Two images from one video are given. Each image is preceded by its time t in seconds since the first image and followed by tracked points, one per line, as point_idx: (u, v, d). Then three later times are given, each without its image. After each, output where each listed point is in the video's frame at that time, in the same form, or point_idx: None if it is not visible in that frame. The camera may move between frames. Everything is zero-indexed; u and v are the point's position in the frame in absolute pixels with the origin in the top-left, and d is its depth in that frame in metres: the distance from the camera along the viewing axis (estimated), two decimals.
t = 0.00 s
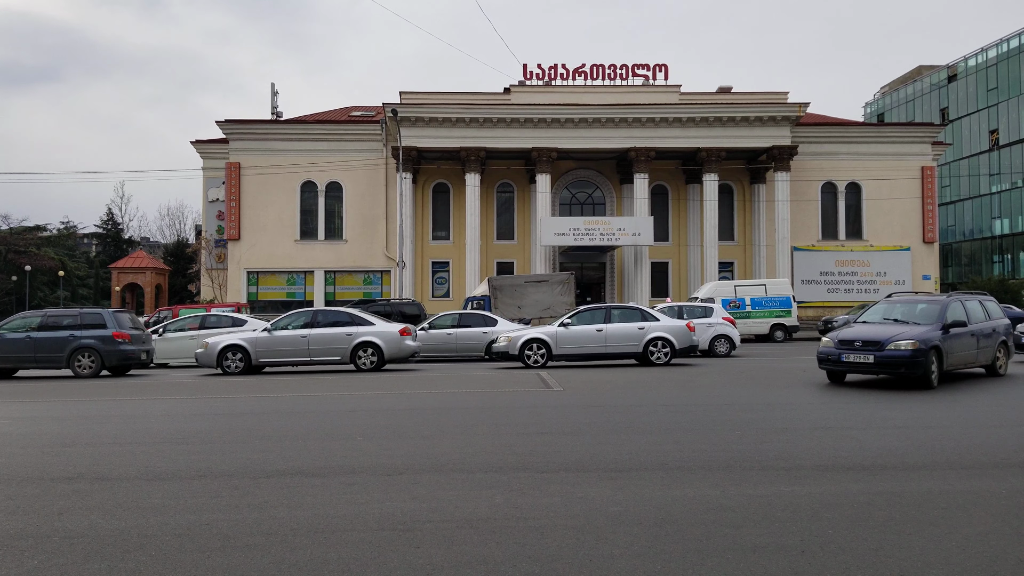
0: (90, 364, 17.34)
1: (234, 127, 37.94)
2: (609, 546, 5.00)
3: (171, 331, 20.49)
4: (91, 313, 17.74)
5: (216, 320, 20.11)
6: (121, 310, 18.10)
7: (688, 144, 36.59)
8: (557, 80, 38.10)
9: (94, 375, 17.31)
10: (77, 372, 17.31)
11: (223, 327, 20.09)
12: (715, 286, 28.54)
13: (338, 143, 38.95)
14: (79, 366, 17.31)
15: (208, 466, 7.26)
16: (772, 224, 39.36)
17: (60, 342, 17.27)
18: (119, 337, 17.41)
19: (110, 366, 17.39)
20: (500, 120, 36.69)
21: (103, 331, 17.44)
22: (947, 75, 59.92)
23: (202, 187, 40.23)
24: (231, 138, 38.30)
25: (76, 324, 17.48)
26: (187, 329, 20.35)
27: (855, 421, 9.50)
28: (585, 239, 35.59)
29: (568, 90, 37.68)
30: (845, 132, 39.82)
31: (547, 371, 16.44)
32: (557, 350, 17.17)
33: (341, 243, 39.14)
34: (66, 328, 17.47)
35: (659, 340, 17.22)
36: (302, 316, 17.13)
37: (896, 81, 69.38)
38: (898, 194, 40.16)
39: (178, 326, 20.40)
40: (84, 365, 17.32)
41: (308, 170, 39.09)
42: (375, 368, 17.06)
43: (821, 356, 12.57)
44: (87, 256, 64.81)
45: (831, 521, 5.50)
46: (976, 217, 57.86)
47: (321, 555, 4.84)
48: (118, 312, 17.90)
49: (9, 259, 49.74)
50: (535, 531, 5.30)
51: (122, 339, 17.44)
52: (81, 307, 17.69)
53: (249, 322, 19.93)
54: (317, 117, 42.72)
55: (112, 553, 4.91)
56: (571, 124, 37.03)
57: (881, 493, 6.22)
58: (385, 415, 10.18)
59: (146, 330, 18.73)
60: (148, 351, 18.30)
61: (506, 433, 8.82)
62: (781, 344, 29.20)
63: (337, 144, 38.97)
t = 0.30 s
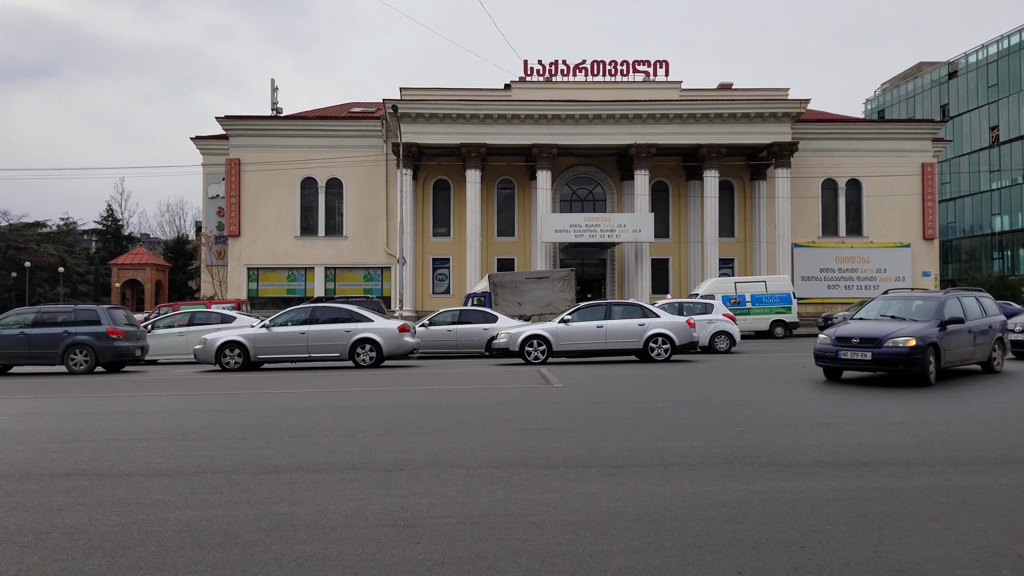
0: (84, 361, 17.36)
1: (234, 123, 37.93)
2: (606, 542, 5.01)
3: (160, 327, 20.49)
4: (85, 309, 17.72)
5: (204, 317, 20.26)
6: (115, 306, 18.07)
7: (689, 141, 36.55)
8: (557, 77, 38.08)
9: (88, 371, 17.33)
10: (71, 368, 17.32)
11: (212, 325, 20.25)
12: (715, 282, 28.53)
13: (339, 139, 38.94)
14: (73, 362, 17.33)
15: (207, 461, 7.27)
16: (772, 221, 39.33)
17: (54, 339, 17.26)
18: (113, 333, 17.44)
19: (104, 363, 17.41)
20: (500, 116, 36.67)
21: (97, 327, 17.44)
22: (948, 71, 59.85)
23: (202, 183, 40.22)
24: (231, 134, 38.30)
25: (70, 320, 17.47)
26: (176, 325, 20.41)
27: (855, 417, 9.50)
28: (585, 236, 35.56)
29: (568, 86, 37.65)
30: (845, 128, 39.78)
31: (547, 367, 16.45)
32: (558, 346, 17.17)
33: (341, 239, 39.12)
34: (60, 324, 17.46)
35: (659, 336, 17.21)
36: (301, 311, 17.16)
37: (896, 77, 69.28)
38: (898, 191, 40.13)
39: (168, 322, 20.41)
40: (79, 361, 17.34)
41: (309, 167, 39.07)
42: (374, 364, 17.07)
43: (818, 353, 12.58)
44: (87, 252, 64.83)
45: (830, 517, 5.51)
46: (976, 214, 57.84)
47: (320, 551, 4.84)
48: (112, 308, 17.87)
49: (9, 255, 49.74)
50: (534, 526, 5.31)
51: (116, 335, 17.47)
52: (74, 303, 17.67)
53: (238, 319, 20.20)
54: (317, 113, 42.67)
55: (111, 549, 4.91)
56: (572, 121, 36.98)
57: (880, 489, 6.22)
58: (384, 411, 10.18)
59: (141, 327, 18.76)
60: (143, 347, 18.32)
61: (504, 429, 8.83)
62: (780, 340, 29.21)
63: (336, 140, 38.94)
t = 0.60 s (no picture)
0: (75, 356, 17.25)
1: (235, 117, 37.89)
2: (608, 536, 5.01)
3: (146, 322, 20.54)
4: (77, 305, 17.71)
5: (190, 311, 20.47)
6: (107, 301, 18.10)
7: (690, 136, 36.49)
8: (558, 71, 38.04)
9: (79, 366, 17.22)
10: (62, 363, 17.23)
11: (198, 319, 20.45)
12: (716, 277, 28.57)
13: (339, 134, 38.90)
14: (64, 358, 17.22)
15: (207, 456, 7.27)
16: (772, 215, 39.33)
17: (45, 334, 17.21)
18: (104, 328, 17.35)
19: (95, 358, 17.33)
20: (501, 110, 36.61)
21: (88, 322, 17.39)
22: (948, 66, 59.75)
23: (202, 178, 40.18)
24: (231, 128, 38.25)
25: (61, 316, 17.44)
26: (162, 320, 20.49)
27: (855, 412, 9.50)
28: (585, 230, 35.56)
29: (569, 81, 37.60)
30: (846, 123, 39.72)
31: (547, 361, 16.46)
32: (558, 340, 17.20)
33: (342, 234, 39.12)
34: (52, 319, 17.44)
35: (660, 331, 17.22)
36: (298, 307, 17.14)
37: (897, 72, 69.14)
38: (899, 185, 40.09)
39: (154, 317, 20.46)
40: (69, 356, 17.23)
41: (309, 161, 39.03)
42: (372, 359, 17.07)
43: (815, 348, 12.58)
44: (87, 247, 64.81)
45: (831, 511, 5.52)
46: (977, 209, 57.81)
47: (321, 545, 4.85)
48: (103, 303, 17.89)
49: (9, 250, 49.70)
50: (536, 521, 5.32)
51: (107, 330, 17.38)
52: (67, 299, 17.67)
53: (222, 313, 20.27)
54: (317, 107, 42.59)
55: (113, 543, 4.92)
56: (572, 115, 36.93)
57: (882, 483, 6.23)
58: (383, 405, 10.20)
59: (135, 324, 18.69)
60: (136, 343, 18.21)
61: (505, 423, 8.84)
62: (781, 334, 29.23)
63: (337, 135, 38.91)
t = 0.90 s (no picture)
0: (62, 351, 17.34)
1: (236, 111, 37.84)
2: (608, 531, 5.03)
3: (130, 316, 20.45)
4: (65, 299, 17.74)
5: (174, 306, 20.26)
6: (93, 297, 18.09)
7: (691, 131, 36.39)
8: (559, 66, 37.94)
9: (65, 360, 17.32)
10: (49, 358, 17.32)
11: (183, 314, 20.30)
12: (716, 272, 28.55)
13: (341, 129, 38.85)
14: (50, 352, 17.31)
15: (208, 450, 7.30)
16: (774, 211, 39.29)
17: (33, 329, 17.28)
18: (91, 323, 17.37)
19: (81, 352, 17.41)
20: (502, 105, 36.56)
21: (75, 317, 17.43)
22: (951, 61, 59.52)
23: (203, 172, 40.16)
24: (232, 123, 38.20)
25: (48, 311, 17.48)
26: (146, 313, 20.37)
27: (854, 406, 9.49)
28: (587, 225, 35.52)
29: (570, 76, 37.50)
30: (848, 118, 39.64)
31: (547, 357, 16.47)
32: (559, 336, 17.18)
33: (343, 229, 39.12)
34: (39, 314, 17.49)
35: (661, 326, 17.19)
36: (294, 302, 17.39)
37: (899, 67, 68.87)
38: (900, 181, 40.01)
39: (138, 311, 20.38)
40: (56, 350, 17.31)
41: (310, 156, 38.99)
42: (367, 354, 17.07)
43: (814, 344, 12.53)
44: (88, 242, 64.86)
45: (831, 505, 5.52)
46: (979, 204, 57.69)
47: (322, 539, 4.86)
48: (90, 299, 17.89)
49: (10, 245, 49.68)
50: (535, 516, 5.33)
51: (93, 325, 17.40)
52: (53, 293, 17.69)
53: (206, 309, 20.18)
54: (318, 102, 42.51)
55: (113, 536, 4.95)
56: (574, 111, 36.86)
57: (882, 477, 6.24)
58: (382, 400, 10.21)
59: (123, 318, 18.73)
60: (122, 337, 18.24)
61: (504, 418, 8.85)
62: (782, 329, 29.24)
63: (338, 129, 38.87)
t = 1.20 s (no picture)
0: (36, 348, 17.42)
1: (234, 107, 37.77)
2: (605, 529, 5.03)
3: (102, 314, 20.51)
4: (38, 295, 17.75)
5: (145, 304, 20.39)
6: (69, 293, 18.05)
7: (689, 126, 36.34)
8: (557, 62, 37.90)
9: (39, 358, 17.41)
10: (22, 354, 17.38)
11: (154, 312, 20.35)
12: (714, 268, 28.56)
13: (338, 125, 38.80)
14: (24, 349, 17.38)
15: (205, 447, 7.30)
16: (771, 207, 39.33)
17: (6, 325, 17.30)
18: (65, 320, 17.43)
19: (56, 350, 17.47)
20: (500, 101, 36.54)
21: (49, 314, 17.47)
22: (948, 57, 59.54)
23: (200, 168, 40.10)
24: (230, 119, 38.15)
25: (22, 307, 17.49)
26: (118, 311, 20.45)
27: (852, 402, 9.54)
28: (584, 221, 35.51)
29: (568, 71, 37.48)
30: (846, 114, 39.63)
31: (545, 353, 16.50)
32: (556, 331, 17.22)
33: (341, 225, 39.09)
34: (12, 310, 17.50)
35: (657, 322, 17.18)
36: (281, 299, 17.09)
37: (897, 63, 68.85)
38: (898, 177, 40.05)
39: (110, 309, 20.45)
40: (30, 348, 17.40)
41: (308, 152, 38.95)
42: (356, 351, 17.11)
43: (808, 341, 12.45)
44: (86, 238, 64.76)
45: (827, 503, 5.55)
46: (976, 200, 57.74)
47: (320, 537, 4.87)
48: (65, 295, 17.88)
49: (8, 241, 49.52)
50: (532, 513, 5.34)
51: (67, 323, 17.47)
52: (28, 289, 17.70)
53: (179, 305, 20.27)
54: (315, 98, 42.47)
55: (110, 534, 4.96)
56: (571, 106, 36.82)
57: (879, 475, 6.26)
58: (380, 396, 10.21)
59: (98, 315, 18.79)
60: (97, 335, 18.28)
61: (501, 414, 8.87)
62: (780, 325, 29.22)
63: (336, 125, 38.83)
